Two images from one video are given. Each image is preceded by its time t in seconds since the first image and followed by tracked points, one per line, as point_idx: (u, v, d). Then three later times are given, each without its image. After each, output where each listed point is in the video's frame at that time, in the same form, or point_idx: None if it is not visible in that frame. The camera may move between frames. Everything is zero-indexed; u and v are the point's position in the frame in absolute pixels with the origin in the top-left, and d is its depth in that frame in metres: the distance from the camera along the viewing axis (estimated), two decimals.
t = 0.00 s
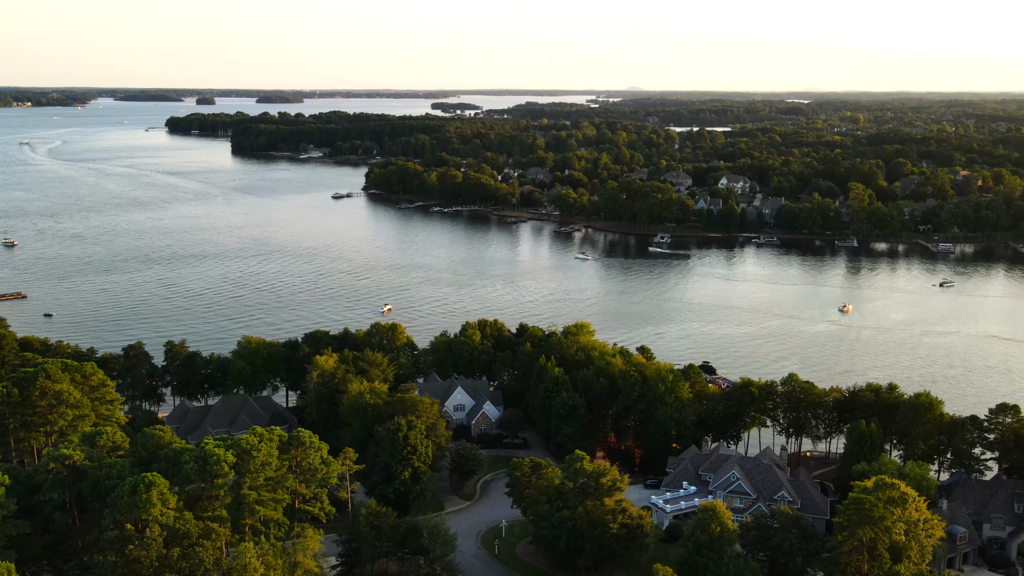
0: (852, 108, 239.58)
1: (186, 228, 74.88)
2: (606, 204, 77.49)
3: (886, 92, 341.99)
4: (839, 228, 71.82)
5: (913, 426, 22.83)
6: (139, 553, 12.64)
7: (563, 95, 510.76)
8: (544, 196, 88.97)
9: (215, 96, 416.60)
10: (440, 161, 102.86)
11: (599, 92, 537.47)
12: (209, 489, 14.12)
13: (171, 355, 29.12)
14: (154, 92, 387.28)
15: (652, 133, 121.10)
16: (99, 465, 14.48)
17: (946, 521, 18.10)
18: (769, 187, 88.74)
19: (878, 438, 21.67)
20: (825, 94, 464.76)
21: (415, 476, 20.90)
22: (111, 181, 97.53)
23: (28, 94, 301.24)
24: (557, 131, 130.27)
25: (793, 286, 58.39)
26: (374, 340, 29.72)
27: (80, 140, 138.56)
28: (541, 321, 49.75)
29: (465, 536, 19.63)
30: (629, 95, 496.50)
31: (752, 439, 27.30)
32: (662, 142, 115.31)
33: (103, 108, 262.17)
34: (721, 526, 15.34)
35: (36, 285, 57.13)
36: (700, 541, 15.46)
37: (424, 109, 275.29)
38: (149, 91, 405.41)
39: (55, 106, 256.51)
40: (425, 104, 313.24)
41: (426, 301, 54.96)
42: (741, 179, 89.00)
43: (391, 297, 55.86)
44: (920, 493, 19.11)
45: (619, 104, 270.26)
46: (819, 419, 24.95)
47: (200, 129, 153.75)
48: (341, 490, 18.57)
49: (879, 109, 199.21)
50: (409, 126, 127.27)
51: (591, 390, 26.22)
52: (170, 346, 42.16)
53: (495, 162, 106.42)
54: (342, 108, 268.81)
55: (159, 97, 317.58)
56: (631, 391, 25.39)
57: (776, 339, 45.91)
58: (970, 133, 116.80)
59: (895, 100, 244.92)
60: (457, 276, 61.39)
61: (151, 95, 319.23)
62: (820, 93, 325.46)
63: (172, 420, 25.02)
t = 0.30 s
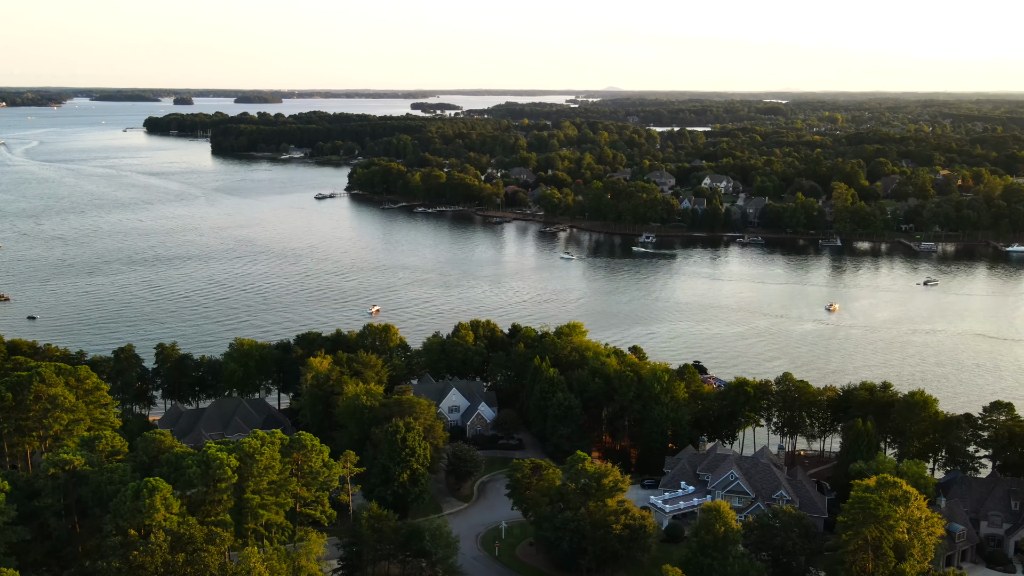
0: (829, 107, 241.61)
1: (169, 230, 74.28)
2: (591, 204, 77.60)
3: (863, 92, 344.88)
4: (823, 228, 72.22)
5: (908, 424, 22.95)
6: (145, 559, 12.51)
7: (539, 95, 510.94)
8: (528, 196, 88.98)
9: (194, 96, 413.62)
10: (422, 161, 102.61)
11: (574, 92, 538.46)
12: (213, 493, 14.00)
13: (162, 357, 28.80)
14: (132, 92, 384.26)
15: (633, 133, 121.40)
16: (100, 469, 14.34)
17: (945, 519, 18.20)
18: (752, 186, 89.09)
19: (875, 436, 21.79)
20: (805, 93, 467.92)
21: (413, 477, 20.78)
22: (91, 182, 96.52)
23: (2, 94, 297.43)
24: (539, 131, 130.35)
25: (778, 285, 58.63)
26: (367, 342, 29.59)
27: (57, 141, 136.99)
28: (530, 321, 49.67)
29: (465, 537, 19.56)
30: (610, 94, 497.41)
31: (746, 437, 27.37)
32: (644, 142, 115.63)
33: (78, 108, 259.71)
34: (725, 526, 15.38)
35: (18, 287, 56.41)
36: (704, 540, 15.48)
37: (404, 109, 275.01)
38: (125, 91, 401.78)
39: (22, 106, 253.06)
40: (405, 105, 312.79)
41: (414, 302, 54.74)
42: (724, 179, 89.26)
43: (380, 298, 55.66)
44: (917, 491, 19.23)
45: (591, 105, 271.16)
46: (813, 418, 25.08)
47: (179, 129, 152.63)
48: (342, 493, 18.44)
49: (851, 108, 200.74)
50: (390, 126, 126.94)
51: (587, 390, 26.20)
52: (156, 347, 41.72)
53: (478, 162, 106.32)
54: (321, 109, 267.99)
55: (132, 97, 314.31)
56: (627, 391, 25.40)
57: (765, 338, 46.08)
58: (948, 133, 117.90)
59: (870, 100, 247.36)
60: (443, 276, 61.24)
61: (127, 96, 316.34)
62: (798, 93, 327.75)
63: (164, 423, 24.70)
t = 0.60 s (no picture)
0: (805, 107, 243.59)
1: (151, 231, 73.61)
2: (575, 204, 77.66)
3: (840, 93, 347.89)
4: (805, 227, 72.63)
5: (902, 423, 23.10)
6: (150, 564, 12.39)
7: (519, 95, 511.05)
8: (511, 196, 88.97)
9: (172, 96, 410.54)
10: (404, 161, 102.34)
11: (554, 92, 539.08)
12: (215, 497, 13.87)
13: (152, 360, 28.54)
14: (108, 92, 380.70)
15: (614, 133, 121.68)
16: (101, 475, 14.20)
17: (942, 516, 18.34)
18: (733, 186, 89.45)
19: (869, 435, 21.92)
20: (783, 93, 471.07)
21: (411, 479, 20.68)
22: (68, 182, 95.48)
23: None
24: (520, 131, 130.40)
25: (762, 284, 58.89)
26: (359, 343, 29.45)
27: (33, 141, 135.32)
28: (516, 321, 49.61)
29: (464, 538, 19.53)
30: (590, 94, 498.47)
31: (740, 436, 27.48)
32: (625, 142, 115.91)
33: (52, 108, 256.97)
34: (728, 526, 15.43)
35: None
36: (707, 540, 15.53)
37: (382, 109, 274.26)
38: (99, 91, 397.90)
39: None
40: (384, 105, 311.91)
41: (402, 303, 54.58)
42: (706, 179, 89.53)
43: (367, 298, 55.48)
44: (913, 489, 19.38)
45: (570, 106, 271.78)
46: (807, 417, 25.22)
47: (156, 129, 151.35)
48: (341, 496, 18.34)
49: (827, 109, 202.53)
50: (371, 126, 126.54)
51: (581, 390, 26.19)
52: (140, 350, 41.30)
53: (460, 162, 106.15)
54: (299, 108, 266.55)
55: (109, 97, 311.52)
56: (622, 391, 25.41)
57: (752, 337, 46.29)
58: (924, 133, 119.03)
59: (846, 100, 249.56)
60: (429, 277, 61.06)
61: (103, 95, 313.25)
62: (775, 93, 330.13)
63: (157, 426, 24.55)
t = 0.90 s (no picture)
0: (757, 106, 246.47)
1: (131, 232, 72.86)
2: (558, 204, 77.68)
3: (815, 94, 350.85)
4: (787, 226, 73.03)
5: (895, 420, 23.25)
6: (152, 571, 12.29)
7: (497, 94, 511.69)
8: (494, 196, 88.89)
9: (144, 96, 406.64)
10: (385, 161, 102.01)
11: (532, 92, 540.15)
12: (216, 503, 13.79)
13: (140, 363, 28.21)
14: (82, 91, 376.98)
15: (593, 133, 121.90)
16: (100, 481, 14.10)
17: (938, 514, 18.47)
18: (714, 185, 89.76)
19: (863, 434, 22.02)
20: (761, 93, 473.90)
21: (407, 482, 20.57)
22: (44, 184, 94.30)
23: None
24: (500, 131, 130.40)
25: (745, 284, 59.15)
26: (350, 345, 29.29)
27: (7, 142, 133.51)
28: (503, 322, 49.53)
29: (462, 540, 19.45)
30: (570, 93, 498.72)
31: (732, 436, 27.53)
32: (605, 142, 116.14)
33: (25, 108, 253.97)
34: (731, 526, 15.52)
35: None
36: (710, 540, 15.62)
37: (359, 108, 273.44)
38: (72, 91, 393.68)
39: None
40: (361, 105, 311.13)
41: (388, 304, 54.39)
42: (687, 178, 89.74)
43: (353, 300, 55.25)
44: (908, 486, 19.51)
45: (547, 106, 272.69)
46: (799, 416, 25.32)
47: (132, 130, 149.91)
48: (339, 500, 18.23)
49: (803, 110, 204.32)
50: (350, 126, 126.02)
51: (575, 390, 26.17)
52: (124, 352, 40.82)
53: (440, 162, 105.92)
54: (275, 108, 265.16)
55: (82, 96, 308.22)
56: (616, 391, 25.41)
57: (738, 337, 46.46)
58: (900, 132, 120.12)
59: (820, 100, 251.85)
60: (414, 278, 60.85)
61: (76, 95, 309.84)
62: (750, 94, 332.80)
63: (148, 429, 24.23)
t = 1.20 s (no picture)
0: (732, 106, 248.13)
1: (110, 234, 72.10)
2: (540, 204, 77.71)
3: (791, 94, 353.15)
4: (768, 225, 73.43)
5: (888, 418, 23.41)
6: None
7: (475, 93, 511.70)
8: (476, 196, 88.83)
9: (119, 96, 402.94)
10: (365, 161, 101.66)
11: (510, 92, 540.81)
12: (218, 507, 13.72)
13: (129, 366, 27.92)
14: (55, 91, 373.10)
15: (573, 133, 122.09)
16: (100, 487, 14.02)
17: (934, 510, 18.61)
18: (695, 185, 90.10)
19: (857, 432, 22.14)
20: (739, 92, 476.62)
21: (403, 484, 20.44)
22: (19, 185, 93.05)
23: None
24: (479, 130, 130.29)
25: (727, 283, 59.45)
26: (340, 347, 29.14)
27: None
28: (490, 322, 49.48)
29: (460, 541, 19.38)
30: (549, 93, 499.11)
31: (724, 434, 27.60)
32: (584, 142, 116.39)
33: None
34: (733, 525, 15.59)
35: None
36: (710, 540, 15.66)
37: (336, 109, 272.50)
38: (45, 91, 389.22)
39: None
40: (337, 106, 310.01)
41: (374, 305, 54.19)
42: (668, 178, 89.94)
43: (339, 300, 55.00)
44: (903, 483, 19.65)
45: (525, 108, 273.17)
46: (791, 415, 25.47)
47: (107, 130, 148.41)
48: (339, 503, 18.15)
49: (779, 110, 205.95)
50: (329, 126, 125.49)
51: (568, 390, 26.16)
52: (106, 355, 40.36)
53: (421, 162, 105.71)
54: (249, 108, 263.51)
55: (56, 97, 304.89)
56: (610, 391, 25.43)
57: (724, 336, 46.67)
58: (876, 131, 121.18)
59: (796, 100, 253.48)
60: (398, 278, 60.66)
61: (49, 96, 306.32)
62: (727, 94, 334.50)
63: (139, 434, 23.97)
